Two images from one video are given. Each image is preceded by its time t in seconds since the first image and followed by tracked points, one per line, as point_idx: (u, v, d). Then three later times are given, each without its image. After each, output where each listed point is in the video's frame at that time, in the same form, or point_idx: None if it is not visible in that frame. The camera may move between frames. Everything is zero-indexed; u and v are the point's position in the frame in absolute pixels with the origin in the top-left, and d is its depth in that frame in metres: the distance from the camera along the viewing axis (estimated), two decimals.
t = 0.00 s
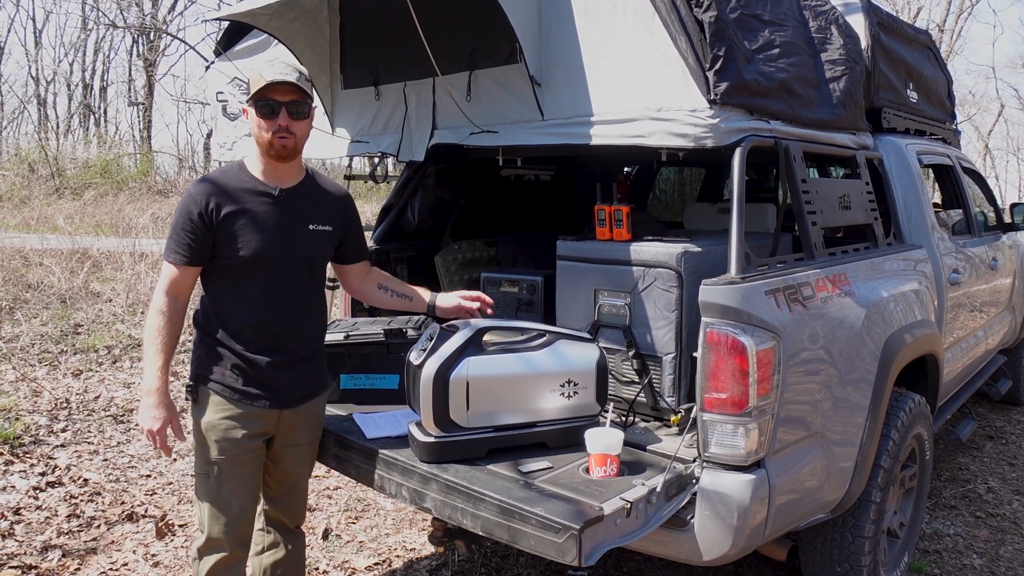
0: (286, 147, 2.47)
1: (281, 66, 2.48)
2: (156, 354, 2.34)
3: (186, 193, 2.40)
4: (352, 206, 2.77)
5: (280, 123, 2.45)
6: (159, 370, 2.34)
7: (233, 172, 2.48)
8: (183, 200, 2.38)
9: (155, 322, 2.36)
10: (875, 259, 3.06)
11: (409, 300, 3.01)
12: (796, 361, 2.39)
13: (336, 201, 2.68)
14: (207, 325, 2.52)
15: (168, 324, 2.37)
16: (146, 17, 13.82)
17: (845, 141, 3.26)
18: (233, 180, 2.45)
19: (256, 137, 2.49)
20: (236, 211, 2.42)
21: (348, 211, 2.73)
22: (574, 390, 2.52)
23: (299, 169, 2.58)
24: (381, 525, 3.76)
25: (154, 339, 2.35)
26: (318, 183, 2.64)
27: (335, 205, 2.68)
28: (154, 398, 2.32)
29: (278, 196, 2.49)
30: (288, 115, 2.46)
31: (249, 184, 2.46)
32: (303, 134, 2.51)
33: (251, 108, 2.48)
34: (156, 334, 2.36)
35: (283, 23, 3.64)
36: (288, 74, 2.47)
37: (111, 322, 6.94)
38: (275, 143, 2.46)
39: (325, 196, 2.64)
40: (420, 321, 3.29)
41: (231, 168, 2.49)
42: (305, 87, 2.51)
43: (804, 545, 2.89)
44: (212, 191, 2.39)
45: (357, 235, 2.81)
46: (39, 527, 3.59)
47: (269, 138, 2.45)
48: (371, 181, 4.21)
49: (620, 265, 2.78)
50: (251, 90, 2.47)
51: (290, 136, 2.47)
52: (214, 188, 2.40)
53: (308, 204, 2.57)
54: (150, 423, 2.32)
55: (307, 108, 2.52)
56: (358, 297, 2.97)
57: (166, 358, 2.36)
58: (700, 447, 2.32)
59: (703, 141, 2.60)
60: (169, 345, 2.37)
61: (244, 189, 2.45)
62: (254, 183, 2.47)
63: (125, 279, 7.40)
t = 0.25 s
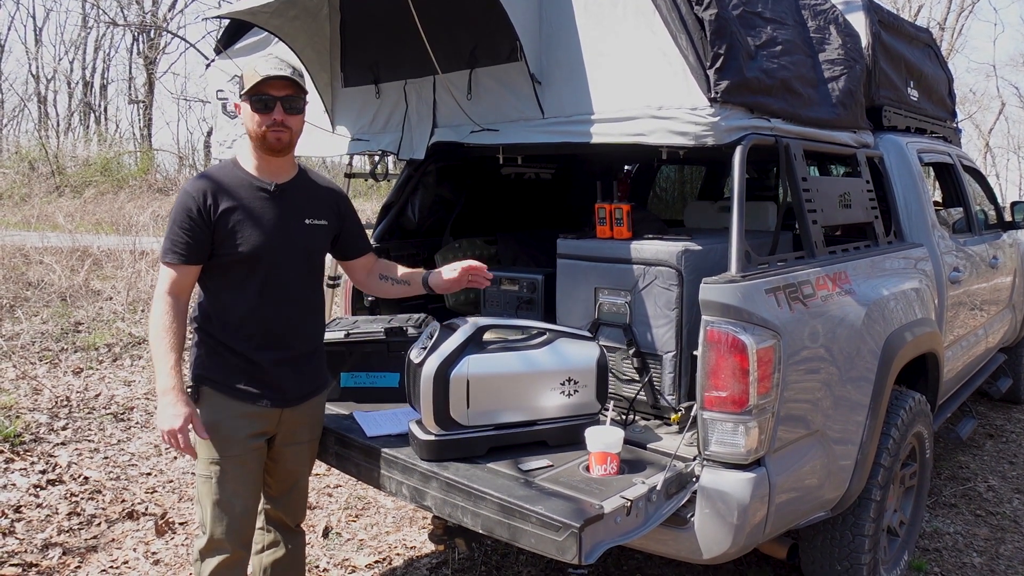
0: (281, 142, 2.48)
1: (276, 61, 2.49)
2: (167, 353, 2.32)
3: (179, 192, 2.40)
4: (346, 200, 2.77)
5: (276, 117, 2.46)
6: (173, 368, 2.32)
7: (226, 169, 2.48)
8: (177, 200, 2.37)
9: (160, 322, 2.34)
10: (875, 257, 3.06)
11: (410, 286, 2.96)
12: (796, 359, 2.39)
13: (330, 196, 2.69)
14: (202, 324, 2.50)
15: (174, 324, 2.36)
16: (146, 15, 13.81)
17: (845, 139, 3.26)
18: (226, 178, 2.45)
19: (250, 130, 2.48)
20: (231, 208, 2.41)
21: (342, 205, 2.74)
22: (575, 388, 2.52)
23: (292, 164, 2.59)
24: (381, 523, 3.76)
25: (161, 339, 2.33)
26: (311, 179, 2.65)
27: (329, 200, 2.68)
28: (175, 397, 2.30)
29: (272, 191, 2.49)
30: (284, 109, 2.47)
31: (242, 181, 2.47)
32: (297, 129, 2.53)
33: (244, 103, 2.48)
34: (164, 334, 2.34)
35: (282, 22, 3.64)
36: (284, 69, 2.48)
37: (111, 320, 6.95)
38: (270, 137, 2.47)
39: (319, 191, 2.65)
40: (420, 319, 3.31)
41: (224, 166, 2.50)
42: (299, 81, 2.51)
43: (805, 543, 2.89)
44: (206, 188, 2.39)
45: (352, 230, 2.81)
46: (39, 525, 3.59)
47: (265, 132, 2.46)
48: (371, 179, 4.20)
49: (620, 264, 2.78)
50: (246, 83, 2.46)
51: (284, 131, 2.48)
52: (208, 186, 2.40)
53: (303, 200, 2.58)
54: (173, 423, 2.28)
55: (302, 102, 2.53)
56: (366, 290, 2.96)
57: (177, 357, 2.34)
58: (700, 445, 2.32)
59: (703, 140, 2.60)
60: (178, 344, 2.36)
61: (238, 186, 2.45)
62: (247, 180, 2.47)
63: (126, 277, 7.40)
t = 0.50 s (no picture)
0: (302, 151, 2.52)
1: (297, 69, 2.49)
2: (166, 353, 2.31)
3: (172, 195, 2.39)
4: (340, 196, 2.77)
5: (300, 127, 2.48)
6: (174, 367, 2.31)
7: (220, 171, 2.47)
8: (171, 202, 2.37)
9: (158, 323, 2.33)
10: (875, 255, 3.06)
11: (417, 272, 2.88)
12: (797, 358, 2.39)
13: (323, 192, 2.69)
14: (201, 325, 2.50)
15: (172, 323, 2.35)
16: (145, 14, 13.80)
17: (845, 137, 3.26)
18: (219, 178, 2.44)
19: (271, 136, 2.46)
20: (224, 208, 2.41)
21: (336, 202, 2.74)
22: (575, 386, 2.52)
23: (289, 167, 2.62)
24: (382, 522, 3.77)
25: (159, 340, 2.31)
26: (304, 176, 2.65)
27: (324, 197, 2.68)
28: (177, 394, 2.28)
29: (265, 189, 2.49)
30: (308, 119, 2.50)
31: (236, 181, 2.46)
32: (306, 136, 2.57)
33: (263, 108, 2.44)
34: (163, 333, 2.32)
35: (282, 21, 3.64)
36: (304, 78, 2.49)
37: (111, 319, 6.95)
38: (292, 147, 2.49)
39: (313, 188, 2.65)
40: (420, 317, 3.32)
41: (217, 167, 2.49)
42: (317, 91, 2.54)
43: (805, 541, 2.89)
44: (199, 189, 2.39)
45: (348, 227, 2.80)
46: (40, 525, 3.59)
47: (288, 141, 2.47)
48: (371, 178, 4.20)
49: (621, 262, 2.78)
50: (275, 89, 2.42)
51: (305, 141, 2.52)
52: (201, 187, 2.39)
53: (297, 197, 2.58)
54: (175, 420, 2.26)
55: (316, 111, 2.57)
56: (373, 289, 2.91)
57: (176, 356, 2.33)
58: (700, 443, 2.32)
59: (703, 138, 2.60)
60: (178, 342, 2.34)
61: (232, 186, 2.45)
62: (240, 179, 2.46)
63: (126, 276, 7.40)
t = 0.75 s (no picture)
0: (293, 146, 2.49)
1: (288, 63, 2.49)
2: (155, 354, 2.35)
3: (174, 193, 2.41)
4: (344, 195, 2.76)
5: (291, 120, 2.47)
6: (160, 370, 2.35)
7: (220, 169, 2.47)
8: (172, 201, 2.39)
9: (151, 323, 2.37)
10: (876, 255, 3.06)
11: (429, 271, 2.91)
12: (797, 358, 2.39)
13: (326, 191, 2.68)
14: (205, 323, 2.51)
15: (164, 324, 2.38)
16: (146, 13, 13.80)
17: (846, 136, 3.26)
18: (221, 178, 2.44)
19: (260, 130, 2.46)
20: (225, 208, 2.41)
21: (340, 201, 2.73)
22: (575, 386, 2.52)
23: (291, 164, 2.59)
24: (382, 522, 3.77)
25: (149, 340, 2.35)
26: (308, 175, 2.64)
27: (327, 197, 2.67)
28: (158, 398, 2.33)
29: (266, 189, 2.48)
30: (298, 112, 2.48)
31: (236, 181, 2.46)
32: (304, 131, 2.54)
33: (255, 102, 2.45)
34: (155, 334, 2.36)
35: (282, 20, 3.63)
36: (296, 71, 2.49)
37: (112, 318, 6.95)
38: (281, 141, 2.47)
39: (316, 187, 2.64)
40: (420, 317, 3.31)
41: (220, 165, 2.49)
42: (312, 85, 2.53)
43: (805, 541, 2.89)
44: (200, 188, 2.39)
45: (352, 226, 2.79)
46: (40, 524, 3.59)
47: (278, 134, 2.46)
48: (371, 177, 4.20)
49: (621, 262, 2.78)
50: (260, 83, 2.45)
51: (297, 136, 2.49)
52: (202, 186, 2.40)
53: (299, 196, 2.57)
54: (152, 424, 2.32)
55: (312, 106, 2.55)
56: (381, 284, 2.93)
57: (165, 358, 2.37)
58: (701, 443, 2.32)
59: (703, 137, 2.60)
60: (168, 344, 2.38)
61: (233, 185, 2.45)
62: (242, 179, 2.46)
63: (126, 275, 7.40)
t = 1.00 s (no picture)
0: (282, 140, 2.47)
1: (278, 59, 2.49)
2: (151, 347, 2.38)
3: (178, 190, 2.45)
4: (352, 196, 2.73)
5: (276, 115, 2.46)
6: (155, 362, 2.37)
7: (223, 167, 2.50)
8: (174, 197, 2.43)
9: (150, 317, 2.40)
10: (876, 254, 3.05)
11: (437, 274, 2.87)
12: (797, 357, 2.38)
13: (332, 191, 2.66)
14: (205, 320, 2.52)
15: (162, 317, 2.41)
16: (145, 13, 13.79)
17: (846, 135, 3.26)
18: (222, 175, 2.47)
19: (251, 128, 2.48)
20: (224, 204, 2.43)
21: (347, 202, 2.70)
22: (575, 387, 2.52)
23: (294, 162, 2.58)
24: (382, 522, 3.76)
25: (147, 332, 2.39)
26: (314, 175, 2.62)
27: (332, 197, 2.65)
28: (153, 387, 2.35)
29: (267, 188, 2.48)
30: (284, 107, 2.47)
31: (237, 178, 2.47)
32: (297, 127, 2.52)
33: (245, 99, 2.48)
34: (154, 327, 2.40)
35: (282, 19, 3.63)
36: (285, 65, 2.48)
37: (111, 318, 6.94)
38: (270, 136, 2.46)
39: (322, 187, 2.63)
40: (420, 317, 3.31)
41: (224, 164, 2.52)
42: (300, 78, 2.52)
43: (806, 540, 2.88)
44: (201, 186, 2.42)
45: (359, 227, 2.77)
46: (40, 525, 3.59)
47: (264, 130, 2.45)
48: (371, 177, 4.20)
49: (621, 261, 2.77)
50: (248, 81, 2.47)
51: (285, 130, 2.47)
52: (203, 184, 2.42)
53: (301, 196, 2.56)
54: (146, 413, 2.34)
55: (304, 100, 2.53)
56: (392, 287, 2.88)
57: (162, 351, 2.39)
58: (701, 443, 2.32)
59: (703, 137, 2.59)
60: (166, 337, 2.40)
61: (234, 183, 2.46)
62: (243, 177, 2.47)
63: (126, 276, 7.40)
